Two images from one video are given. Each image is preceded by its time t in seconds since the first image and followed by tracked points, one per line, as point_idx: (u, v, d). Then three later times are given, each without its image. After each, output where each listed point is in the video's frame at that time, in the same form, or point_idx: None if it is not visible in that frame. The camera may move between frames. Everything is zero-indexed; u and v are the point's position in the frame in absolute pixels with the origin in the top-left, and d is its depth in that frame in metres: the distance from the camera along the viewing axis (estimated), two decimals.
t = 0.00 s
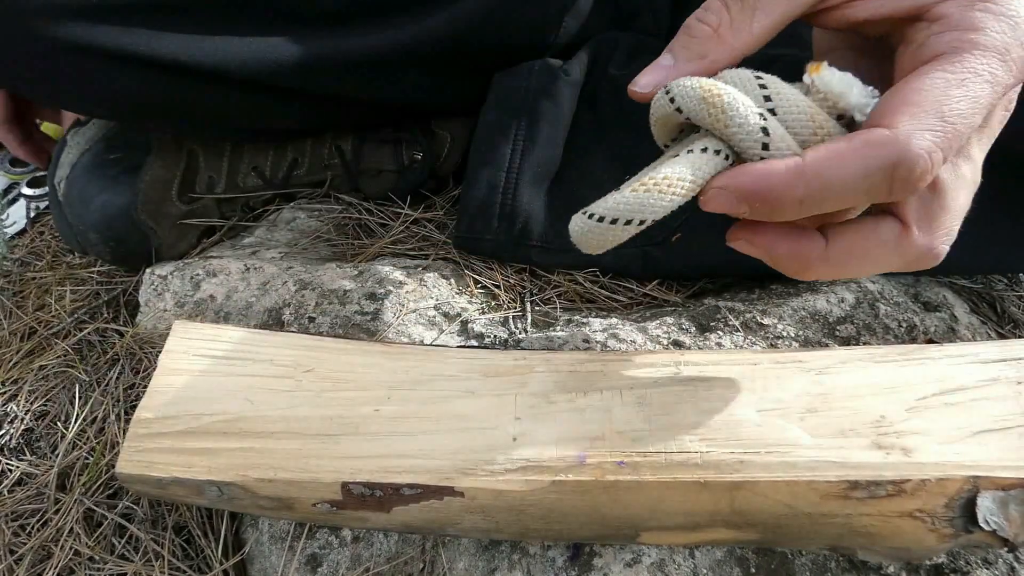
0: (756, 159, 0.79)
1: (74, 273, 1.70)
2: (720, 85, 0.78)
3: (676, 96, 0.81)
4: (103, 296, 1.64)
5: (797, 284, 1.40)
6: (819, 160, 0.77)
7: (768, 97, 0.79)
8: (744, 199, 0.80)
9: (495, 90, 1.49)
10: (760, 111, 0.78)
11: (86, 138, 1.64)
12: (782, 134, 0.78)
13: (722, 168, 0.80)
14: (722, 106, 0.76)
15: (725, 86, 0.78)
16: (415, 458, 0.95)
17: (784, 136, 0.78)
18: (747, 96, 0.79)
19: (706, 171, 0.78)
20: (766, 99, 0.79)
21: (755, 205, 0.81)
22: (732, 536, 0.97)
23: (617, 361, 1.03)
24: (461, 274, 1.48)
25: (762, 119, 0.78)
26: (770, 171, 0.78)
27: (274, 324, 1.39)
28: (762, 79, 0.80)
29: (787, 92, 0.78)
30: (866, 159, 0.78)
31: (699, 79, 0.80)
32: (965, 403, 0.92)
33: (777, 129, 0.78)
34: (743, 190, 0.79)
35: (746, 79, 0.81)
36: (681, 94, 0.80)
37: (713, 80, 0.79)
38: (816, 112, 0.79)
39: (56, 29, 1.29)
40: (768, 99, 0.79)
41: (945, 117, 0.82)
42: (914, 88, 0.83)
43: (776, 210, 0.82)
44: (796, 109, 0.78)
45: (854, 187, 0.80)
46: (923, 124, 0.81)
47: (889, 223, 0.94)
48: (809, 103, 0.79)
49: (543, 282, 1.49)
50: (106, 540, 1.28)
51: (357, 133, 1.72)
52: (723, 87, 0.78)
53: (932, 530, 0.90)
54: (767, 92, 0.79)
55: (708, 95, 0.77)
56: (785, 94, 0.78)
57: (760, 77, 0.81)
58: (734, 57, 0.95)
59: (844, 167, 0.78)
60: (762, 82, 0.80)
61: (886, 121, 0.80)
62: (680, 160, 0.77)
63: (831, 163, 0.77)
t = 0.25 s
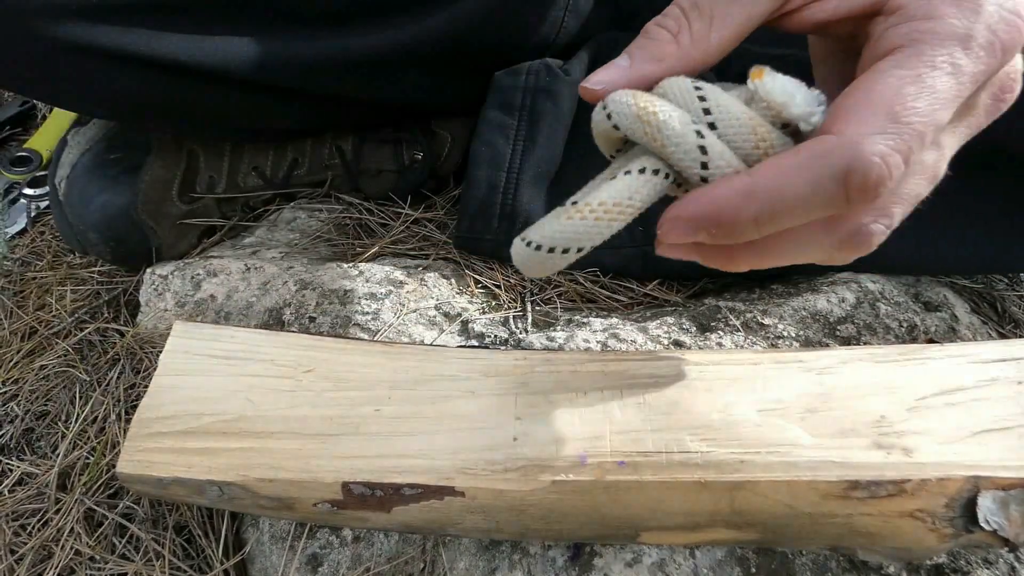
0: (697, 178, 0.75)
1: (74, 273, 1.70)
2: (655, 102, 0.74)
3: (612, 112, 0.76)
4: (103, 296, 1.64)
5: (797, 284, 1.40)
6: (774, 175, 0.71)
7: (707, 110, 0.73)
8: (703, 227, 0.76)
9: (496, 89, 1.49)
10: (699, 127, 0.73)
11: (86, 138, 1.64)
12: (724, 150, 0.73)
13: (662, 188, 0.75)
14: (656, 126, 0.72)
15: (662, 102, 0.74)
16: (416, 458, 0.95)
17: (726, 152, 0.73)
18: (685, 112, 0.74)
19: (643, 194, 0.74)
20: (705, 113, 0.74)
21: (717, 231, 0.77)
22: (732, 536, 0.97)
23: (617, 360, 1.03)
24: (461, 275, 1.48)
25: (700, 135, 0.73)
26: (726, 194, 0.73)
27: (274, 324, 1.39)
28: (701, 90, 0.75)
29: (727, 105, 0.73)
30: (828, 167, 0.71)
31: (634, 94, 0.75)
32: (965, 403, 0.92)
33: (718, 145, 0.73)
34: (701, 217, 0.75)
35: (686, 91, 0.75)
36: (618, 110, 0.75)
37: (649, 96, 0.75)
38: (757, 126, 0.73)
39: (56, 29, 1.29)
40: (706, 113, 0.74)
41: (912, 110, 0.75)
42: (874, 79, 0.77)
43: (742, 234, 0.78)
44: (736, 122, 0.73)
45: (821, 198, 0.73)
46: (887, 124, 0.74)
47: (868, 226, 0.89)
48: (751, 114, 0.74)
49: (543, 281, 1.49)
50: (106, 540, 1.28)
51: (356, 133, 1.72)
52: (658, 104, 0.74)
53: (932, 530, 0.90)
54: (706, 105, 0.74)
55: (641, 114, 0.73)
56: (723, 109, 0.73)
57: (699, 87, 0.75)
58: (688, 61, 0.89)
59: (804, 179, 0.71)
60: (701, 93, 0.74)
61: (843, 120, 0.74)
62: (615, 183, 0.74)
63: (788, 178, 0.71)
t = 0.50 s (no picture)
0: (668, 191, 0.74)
1: (73, 273, 1.70)
2: (630, 112, 0.74)
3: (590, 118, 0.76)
4: (103, 296, 1.64)
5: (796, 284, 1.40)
6: (757, 179, 0.69)
7: (682, 122, 0.73)
8: (699, 238, 0.75)
9: (496, 88, 1.49)
10: (673, 137, 0.73)
11: (85, 138, 1.64)
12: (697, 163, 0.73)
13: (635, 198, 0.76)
14: (628, 135, 0.73)
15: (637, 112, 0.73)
16: (416, 459, 0.95)
17: (697, 164, 0.73)
18: (661, 121, 0.73)
19: (615, 201, 0.74)
20: (680, 124, 0.73)
21: (718, 241, 0.75)
22: (732, 536, 0.97)
23: (617, 361, 1.03)
24: (460, 275, 1.48)
25: (673, 145, 0.72)
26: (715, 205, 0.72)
27: (273, 324, 1.39)
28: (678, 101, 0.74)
29: (702, 120, 0.72)
30: (804, 161, 0.66)
31: (611, 104, 0.75)
32: (965, 403, 0.92)
33: (689, 157, 0.73)
34: (694, 231, 0.74)
35: (662, 102, 0.74)
36: (594, 119, 0.75)
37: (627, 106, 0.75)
38: (730, 139, 0.73)
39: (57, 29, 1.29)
40: (682, 125, 0.73)
41: (888, 84, 0.68)
42: (833, 63, 0.70)
43: (745, 241, 0.75)
44: (710, 135, 0.72)
45: (810, 194, 0.68)
46: (862, 104, 0.67)
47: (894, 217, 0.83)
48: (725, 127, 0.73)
49: (543, 281, 1.49)
50: (106, 540, 1.28)
51: (356, 133, 1.72)
52: (634, 113, 0.74)
53: (932, 530, 0.90)
54: (682, 116, 0.73)
55: (614, 123, 0.74)
56: (696, 122, 0.73)
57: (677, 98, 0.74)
58: (661, 79, 0.89)
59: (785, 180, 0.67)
60: (677, 105, 0.74)
61: (811, 113, 0.68)
62: (587, 189, 0.74)
63: (769, 180, 0.68)
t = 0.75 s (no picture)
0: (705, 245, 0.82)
1: (73, 273, 1.70)
2: (685, 170, 0.80)
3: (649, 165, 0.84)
4: (103, 296, 1.64)
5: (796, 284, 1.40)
6: (823, 198, 0.72)
7: (733, 185, 0.79)
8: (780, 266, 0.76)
9: (496, 89, 1.48)
10: (721, 199, 0.79)
11: (86, 138, 1.64)
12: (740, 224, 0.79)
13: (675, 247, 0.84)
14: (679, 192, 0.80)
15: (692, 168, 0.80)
16: (415, 459, 0.95)
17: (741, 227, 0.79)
18: (713, 183, 0.80)
19: (653, 252, 0.84)
20: (732, 187, 0.79)
21: (796, 269, 0.76)
22: (732, 536, 0.97)
23: (617, 361, 1.03)
24: (460, 275, 1.48)
25: (719, 206, 0.79)
26: (784, 235, 0.74)
27: (273, 324, 1.39)
28: (737, 162, 0.80)
29: (754, 185, 0.78)
30: (872, 174, 0.71)
31: (670, 156, 0.82)
32: (964, 403, 0.92)
33: (733, 218, 0.79)
34: (768, 264, 0.75)
35: (720, 159, 0.81)
36: (651, 171, 0.83)
37: (683, 161, 0.81)
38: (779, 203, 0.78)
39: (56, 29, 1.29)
40: (734, 187, 0.79)
41: (962, 99, 0.71)
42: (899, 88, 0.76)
43: (824, 267, 0.77)
44: (757, 200, 0.78)
45: (880, 206, 0.72)
46: (932, 117, 0.71)
47: (982, 235, 0.75)
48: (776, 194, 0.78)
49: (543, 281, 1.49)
50: (106, 540, 1.28)
51: (357, 133, 1.72)
52: (690, 170, 0.80)
53: (932, 530, 0.90)
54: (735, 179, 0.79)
55: (666, 180, 0.81)
56: (745, 187, 0.79)
57: (734, 158, 0.80)
58: (748, 115, 0.95)
59: (853, 193, 0.71)
60: (734, 167, 0.80)
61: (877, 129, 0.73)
62: (631, 238, 0.83)
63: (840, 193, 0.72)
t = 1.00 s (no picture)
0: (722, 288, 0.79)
1: (73, 273, 1.70)
2: (714, 206, 0.77)
3: (670, 195, 0.80)
4: (103, 296, 1.64)
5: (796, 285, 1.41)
6: (855, 241, 0.69)
7: (759, 230, 0.78)
8: (806, 313, 0.72)
9: (496, 89, 1.48)
10: (746, 240, 0.77)
11: (86, 138, 1.64)
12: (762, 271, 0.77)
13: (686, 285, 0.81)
14: (707, 225, 0.76)
15: (717, 206, 0.78)
16: (415, 458, 0.95)
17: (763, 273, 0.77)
18: (740, 223, 0.79)
19: (666, 285, 0.80)
20: (758, 232, 0.79)
21: (827, 316, 0.72)
22: (732, 536, 0.97)
23: (618, 361, 1.03)
24: (460, 275, 1.49)
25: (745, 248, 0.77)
26: (813, 279, 0.70)
27: (274, 324, 1.39)
28: (764, 209, 0.79)
29: (781, 233, 0.78)
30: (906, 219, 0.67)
31: (694, 190, 0.79)
32: (965, 403, 0.92)
33: (757, 264, 0.77)
34: (795, 309, 0.72)
35: (748, 204, 0.80)
36: (675, 200, 0.79)
37: (709, 196, 0.78)
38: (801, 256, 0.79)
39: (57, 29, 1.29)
40: (760, 233, 0.78)
41: (996, 147, 0.69)
42: (926, 143, 0.74)
43: (857, 314, 0.72)
44: (780, 249, 0.78)
45: (915, 251, 0.67)
46: (964, 163, 0.69)
47: (981, 284, 0.70)
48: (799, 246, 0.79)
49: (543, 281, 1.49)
50: (106, 541, 1.28)
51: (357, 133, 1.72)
52: (717, 207, 0.78)
53: (932, 530, 0.90)
54: (761, 225, 0.79)
55: (694, 211, 0.77)
56: (770, 235, 0.78)
57: (761, 204, 0.80)
58: (770, 168, 0.94)
59: (887, 237, 0.67)
60: (761, 212, 0.79)
61: (906, 180, 0.71)
62: (646, 268, 0.79)
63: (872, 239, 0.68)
